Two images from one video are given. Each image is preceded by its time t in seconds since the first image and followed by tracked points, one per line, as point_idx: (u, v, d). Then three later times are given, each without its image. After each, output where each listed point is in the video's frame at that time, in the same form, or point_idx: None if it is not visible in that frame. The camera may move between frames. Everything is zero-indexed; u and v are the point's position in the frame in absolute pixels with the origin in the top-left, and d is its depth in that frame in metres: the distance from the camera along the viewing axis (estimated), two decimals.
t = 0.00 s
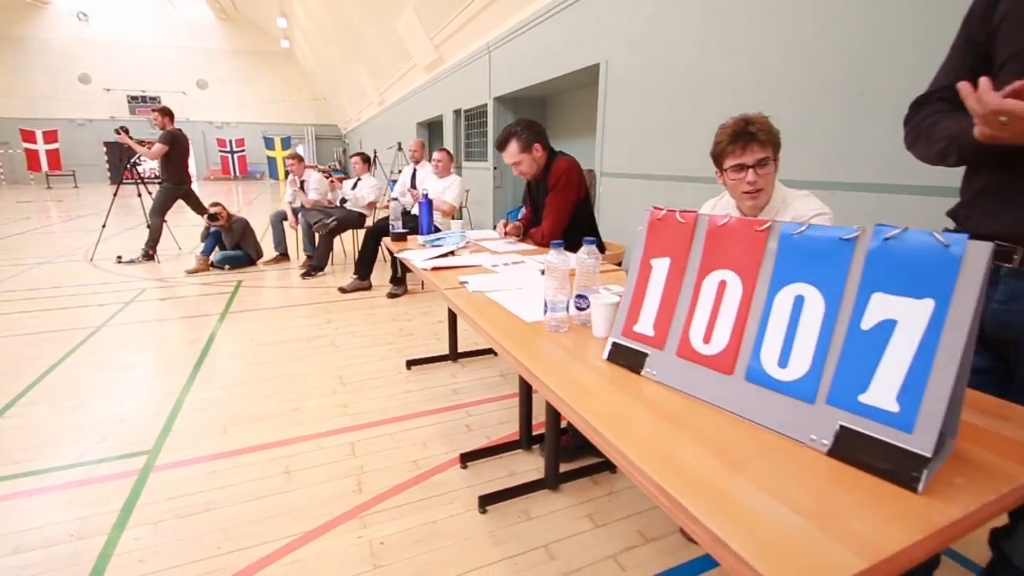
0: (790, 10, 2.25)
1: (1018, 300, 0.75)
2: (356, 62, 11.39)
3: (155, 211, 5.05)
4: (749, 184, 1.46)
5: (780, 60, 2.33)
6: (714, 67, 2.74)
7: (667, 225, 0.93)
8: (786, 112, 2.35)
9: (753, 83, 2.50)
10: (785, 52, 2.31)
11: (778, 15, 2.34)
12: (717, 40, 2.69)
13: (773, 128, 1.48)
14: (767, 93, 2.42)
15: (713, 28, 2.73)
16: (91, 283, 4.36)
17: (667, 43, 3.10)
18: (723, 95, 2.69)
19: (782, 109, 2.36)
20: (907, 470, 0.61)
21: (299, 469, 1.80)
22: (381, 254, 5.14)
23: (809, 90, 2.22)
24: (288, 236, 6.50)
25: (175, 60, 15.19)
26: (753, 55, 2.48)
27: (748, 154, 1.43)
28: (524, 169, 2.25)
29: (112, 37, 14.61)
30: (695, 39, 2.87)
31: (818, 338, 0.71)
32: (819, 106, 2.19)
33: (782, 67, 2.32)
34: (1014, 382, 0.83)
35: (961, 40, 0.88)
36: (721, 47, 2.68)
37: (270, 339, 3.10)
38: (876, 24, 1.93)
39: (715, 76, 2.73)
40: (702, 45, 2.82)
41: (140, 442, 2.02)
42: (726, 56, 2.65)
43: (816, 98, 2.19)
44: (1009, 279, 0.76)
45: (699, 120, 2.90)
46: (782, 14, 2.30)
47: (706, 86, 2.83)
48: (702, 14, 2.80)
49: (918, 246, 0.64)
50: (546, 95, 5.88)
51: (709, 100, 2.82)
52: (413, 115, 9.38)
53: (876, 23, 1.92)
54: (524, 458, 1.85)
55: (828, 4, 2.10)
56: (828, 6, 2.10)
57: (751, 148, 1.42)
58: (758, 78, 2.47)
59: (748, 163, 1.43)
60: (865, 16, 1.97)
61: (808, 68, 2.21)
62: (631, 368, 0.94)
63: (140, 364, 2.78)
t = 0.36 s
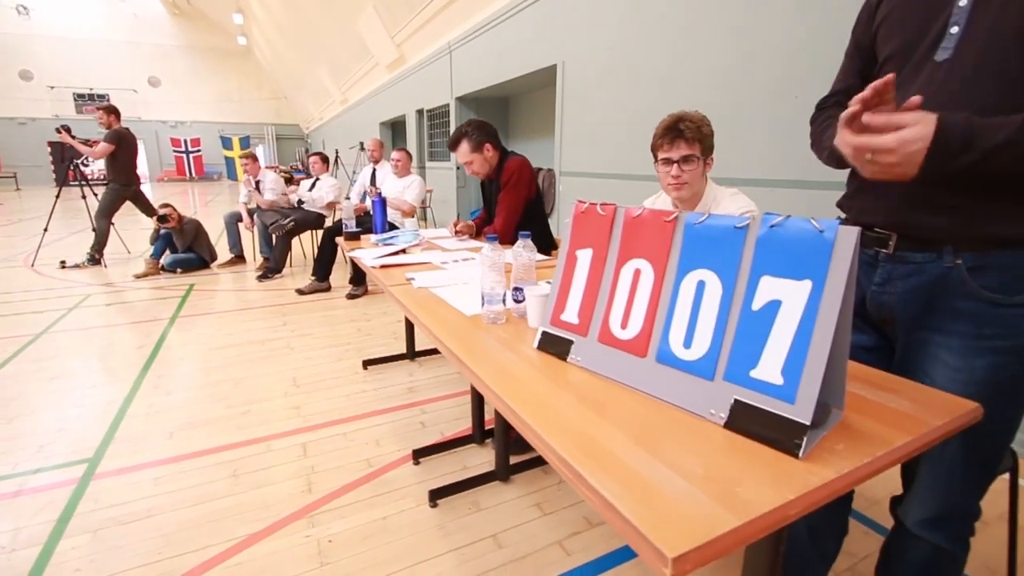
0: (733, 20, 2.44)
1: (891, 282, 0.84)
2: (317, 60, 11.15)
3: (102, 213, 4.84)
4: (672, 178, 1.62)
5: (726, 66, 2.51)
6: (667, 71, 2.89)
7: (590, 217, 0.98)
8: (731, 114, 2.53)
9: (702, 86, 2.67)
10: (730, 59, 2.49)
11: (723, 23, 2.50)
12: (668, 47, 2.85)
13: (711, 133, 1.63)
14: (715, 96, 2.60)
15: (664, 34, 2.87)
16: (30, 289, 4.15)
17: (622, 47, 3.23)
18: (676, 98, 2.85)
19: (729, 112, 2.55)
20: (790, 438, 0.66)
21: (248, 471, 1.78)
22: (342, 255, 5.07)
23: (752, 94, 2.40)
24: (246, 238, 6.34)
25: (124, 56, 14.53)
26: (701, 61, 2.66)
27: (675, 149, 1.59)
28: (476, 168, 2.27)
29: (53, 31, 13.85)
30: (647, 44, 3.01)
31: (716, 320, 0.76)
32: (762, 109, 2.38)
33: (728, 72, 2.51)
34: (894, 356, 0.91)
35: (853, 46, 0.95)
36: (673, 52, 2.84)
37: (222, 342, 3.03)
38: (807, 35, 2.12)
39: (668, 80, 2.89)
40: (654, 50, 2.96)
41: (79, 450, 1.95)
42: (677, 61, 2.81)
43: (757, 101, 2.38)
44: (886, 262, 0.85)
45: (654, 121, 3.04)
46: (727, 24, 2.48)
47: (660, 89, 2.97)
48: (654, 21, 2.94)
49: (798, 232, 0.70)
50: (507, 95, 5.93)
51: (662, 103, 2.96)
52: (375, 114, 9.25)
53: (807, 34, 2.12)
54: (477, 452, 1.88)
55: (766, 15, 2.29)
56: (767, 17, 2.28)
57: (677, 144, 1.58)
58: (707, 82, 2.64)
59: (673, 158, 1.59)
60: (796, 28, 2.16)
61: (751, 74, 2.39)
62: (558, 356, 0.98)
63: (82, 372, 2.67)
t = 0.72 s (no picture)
0: (708, 24, 2.51)
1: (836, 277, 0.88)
2: (298, 59, 11.03)
3: (75, 214, 4.74)
4: (647, 173, 1.65)
5: (702, 68, 2.58)
6: (645, 72, 2.95)
7: (556, 214, 0.99)
8: (707, 115, 2.59)
9: (679, 88, 2.73)
10: (705, 61, 2.55)
11: (699, 26, 2.56)
12: (647, 49, 2.91)
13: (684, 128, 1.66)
14: (691, 97, 2.67)
15: (643, 36, 2.93)
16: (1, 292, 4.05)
17: (602, 49, 3.27)
18: (654, 99, 2.90)
19: (704, 113, 2.61)
20: (743, 427, 0.68)
21: (223, 473, 1.77)
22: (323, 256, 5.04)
23: (726, 95, 2.47)
24: (225, 239, 6.25)
25: (100, 54, 14.21)
26: (678, 64, 2.72)
27: (649, 144, 1.61)
28: (454, 168, 2.29)
29: (25, 28, 13.49)
30: (626, 46, 3.06)
31: (674, 314, 0.78)
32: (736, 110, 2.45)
33: (704, 74, 2.57)
34: (842, 348, 0.96)
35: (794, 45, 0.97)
36: (650, 54, 2.89)
37: (200, 344, 3.00)
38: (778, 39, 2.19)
39: (647, 81, 2.94)
40: (633, 52, 3.02)
41: (52, 454, 1.92)
42: (655, 63, 2.87)
43: (732, 103, 2.45)
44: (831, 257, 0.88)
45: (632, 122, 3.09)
46: (702, 27, 2.54)
47: (639, 90, 3.02)
48: (632, 23, 2.99)
49: (749, 228, 0.72)
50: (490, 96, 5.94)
51: (640, 104, 3.02)
52: (358, 114, 9.19)
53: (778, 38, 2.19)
54: (455, 451, 1.89)
55: (739, 19, 2.36)
56: (741, 21, 2.34)
57: (651, 140, 1.61)
58: (684, 83, 2.70)
59: (647, 154, 1.62)
60: (767, 32, 2.23)
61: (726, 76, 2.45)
62: (527, 351, 0.99)
63: (54, 375, 2.62)
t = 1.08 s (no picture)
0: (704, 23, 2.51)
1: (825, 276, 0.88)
2: (294, 58, 11.01)
3: (70, 214, 4.72)
4: (643, 170, 1.66)
5: (698, 68, 2.58)
6: (641, 72, 2.95)
7: (548, 214, 1.00)
8: (702, 116, 2.59)
9: (675, 88, 2.73)
10: (700, 61, 2.56)
11: (695, 26, 2.57)
12: (643, 49, 2.91)
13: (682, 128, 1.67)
14: (688, 97, 2.67)
15: (639, 37, 2.93)
16: None
17: (597, 49, 3.28)
18: (650, 99, 2.90)
19: (700, 113, 2.61)
20: (737, 423, 0.69)
21: (218, 473, 1.76)
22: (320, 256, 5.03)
23: (722, 96, 2.47)
24: (221, 239, 6.24)
25: (95, 53, 14.14)
26: (674, 63, 2.72)
27: (646, 142, 1.62)
28: (449, 168, 2.28)
29: (20, 27, 13.42)
30: (622, 46, 3.06)
31: (667, 311, 0.79)
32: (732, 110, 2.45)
33: (700, 73, 2.57)
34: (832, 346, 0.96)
35: (773, 44, 0.98)
36: (646, 54, 2.89)
37: (195, 344, 2.99)
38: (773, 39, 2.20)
39: (643, 81, 2.94)
40: (629, 51, 3.02)
41: (46, 454, 1.91)
42: (651, 63, 2.87)
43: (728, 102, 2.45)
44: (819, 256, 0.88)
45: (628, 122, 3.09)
46: (698, 27, 2.55)
47: (634, 90, 3.02)
48: (627, 23, 3.00)
49: (741, 226, 0.73)
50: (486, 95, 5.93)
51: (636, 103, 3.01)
52: (355, 114, 9.18)
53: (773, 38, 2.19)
54: (450, 450, 1.89)
55: (734, 19, 2.36)
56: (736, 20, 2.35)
57: (648, 138, 1.62)
58: (679, 83, 2.71)
59: (644, 151, 1.63)
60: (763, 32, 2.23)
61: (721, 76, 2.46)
62: (521, 351, 0.99)
63: (49, 375, 2.62)
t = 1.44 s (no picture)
0: (710, 23, 2.50)
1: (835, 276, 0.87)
2: (299, 58, 11.03)
3: (76, 214, 4.74)
4: (642, 170, 1.66)
5: (704, 67, 2.56)
6: (646, 71, 2.94)
7: (552, 214, 0.99)
8: (708, 115, 2.58)
9: (681, 87, 2.72)
10: (707, 60, 2.54)
11: (700, 25, 2.55)
12: (649, 47, 2.89)
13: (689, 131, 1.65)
14: (693, 96, 2.65)
15: (644, 36, 2.92)
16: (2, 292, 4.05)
17: (602, 49, 3.27)
18: (655, 98, 2.89)
19: (706, 112, 2.60)
20: (756, 422, 0.69)
21: (225, 472, 1.77)
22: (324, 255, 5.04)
23: (728, 95, 2.46)
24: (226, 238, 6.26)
25: (100, 54, 14.21)
26: (679, 63, 2.70)
27: (646, 143, 1.63)
28: (452, 167, 2.29)
29: (26, 28, 13.49)
30: (627, 45, 3.05)
31: (680, 312, 0.79)
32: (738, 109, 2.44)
33: (705, 72, 2.56)
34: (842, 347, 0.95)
35: (782, 45, 0.98)
36: (652, 53, 2.88)
37: (201, 343, 3.00)
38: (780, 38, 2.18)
39: (648, 80, 2.93)
40: (634, 51, 3.01)
41: (52, 453, 1.92)
42: (656, 62, 2.86)
43: (733, 102, 2.44)
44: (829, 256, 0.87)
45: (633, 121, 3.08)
46: (704, 26, 2.53)
47: (639, 90, 3.01)
48: (632, 23, 2.99)
49: (757, 225, 0.73)
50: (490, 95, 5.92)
51: (641, 103, 3.00)
52: (359, 113, 9.19)
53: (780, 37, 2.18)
54: (456, 450, 1.89)
55: (741, 18, 2.35)
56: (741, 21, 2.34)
57: (648, 139, 1.63)
58: (685, 83, 2.69)
59: (643, 151, 1.64)
60: (769, 31, 2.22)
61: (727, 75, 2.44)
62: (526, 353, 0.98)
63: (56, 374, 2.63)
